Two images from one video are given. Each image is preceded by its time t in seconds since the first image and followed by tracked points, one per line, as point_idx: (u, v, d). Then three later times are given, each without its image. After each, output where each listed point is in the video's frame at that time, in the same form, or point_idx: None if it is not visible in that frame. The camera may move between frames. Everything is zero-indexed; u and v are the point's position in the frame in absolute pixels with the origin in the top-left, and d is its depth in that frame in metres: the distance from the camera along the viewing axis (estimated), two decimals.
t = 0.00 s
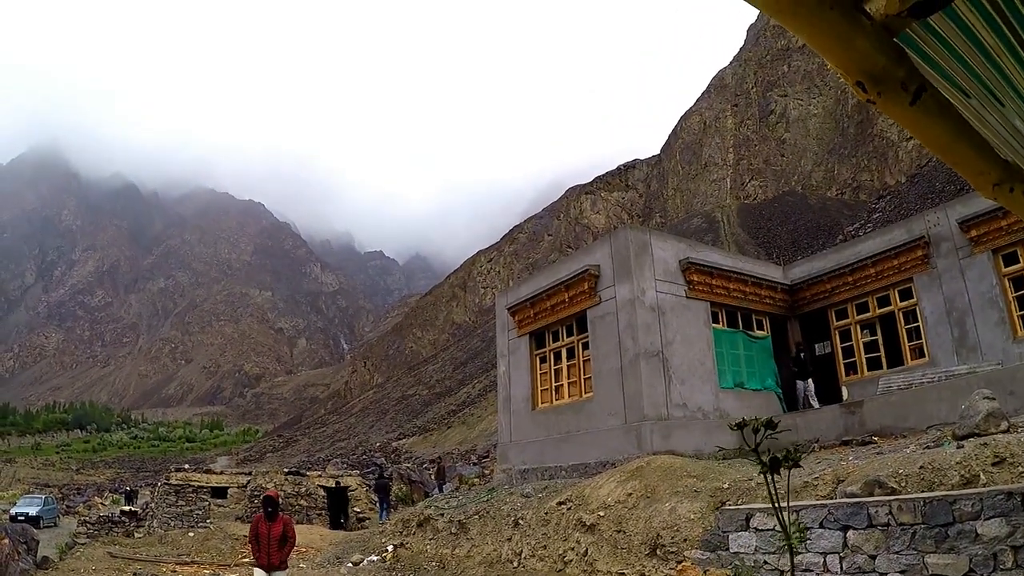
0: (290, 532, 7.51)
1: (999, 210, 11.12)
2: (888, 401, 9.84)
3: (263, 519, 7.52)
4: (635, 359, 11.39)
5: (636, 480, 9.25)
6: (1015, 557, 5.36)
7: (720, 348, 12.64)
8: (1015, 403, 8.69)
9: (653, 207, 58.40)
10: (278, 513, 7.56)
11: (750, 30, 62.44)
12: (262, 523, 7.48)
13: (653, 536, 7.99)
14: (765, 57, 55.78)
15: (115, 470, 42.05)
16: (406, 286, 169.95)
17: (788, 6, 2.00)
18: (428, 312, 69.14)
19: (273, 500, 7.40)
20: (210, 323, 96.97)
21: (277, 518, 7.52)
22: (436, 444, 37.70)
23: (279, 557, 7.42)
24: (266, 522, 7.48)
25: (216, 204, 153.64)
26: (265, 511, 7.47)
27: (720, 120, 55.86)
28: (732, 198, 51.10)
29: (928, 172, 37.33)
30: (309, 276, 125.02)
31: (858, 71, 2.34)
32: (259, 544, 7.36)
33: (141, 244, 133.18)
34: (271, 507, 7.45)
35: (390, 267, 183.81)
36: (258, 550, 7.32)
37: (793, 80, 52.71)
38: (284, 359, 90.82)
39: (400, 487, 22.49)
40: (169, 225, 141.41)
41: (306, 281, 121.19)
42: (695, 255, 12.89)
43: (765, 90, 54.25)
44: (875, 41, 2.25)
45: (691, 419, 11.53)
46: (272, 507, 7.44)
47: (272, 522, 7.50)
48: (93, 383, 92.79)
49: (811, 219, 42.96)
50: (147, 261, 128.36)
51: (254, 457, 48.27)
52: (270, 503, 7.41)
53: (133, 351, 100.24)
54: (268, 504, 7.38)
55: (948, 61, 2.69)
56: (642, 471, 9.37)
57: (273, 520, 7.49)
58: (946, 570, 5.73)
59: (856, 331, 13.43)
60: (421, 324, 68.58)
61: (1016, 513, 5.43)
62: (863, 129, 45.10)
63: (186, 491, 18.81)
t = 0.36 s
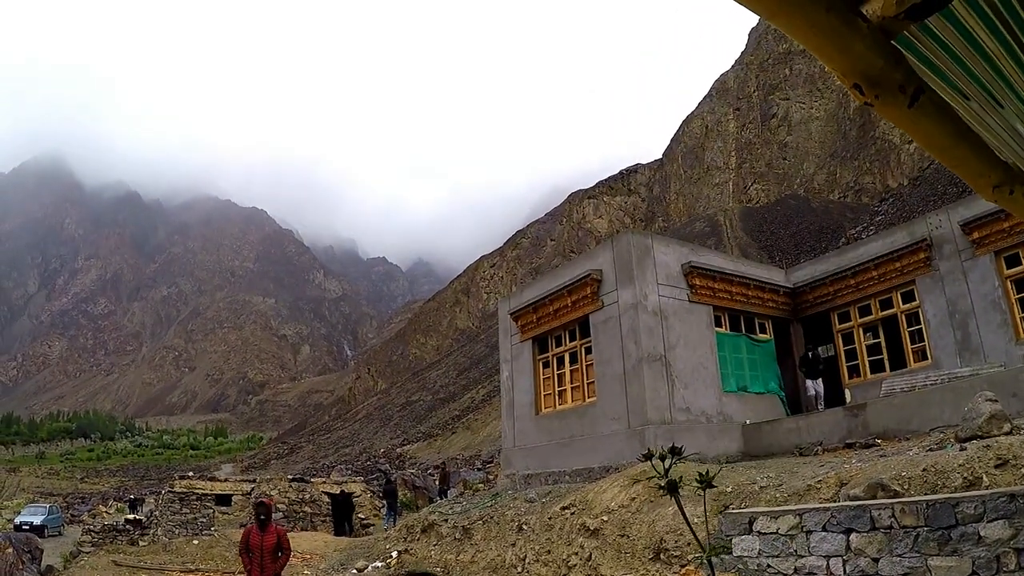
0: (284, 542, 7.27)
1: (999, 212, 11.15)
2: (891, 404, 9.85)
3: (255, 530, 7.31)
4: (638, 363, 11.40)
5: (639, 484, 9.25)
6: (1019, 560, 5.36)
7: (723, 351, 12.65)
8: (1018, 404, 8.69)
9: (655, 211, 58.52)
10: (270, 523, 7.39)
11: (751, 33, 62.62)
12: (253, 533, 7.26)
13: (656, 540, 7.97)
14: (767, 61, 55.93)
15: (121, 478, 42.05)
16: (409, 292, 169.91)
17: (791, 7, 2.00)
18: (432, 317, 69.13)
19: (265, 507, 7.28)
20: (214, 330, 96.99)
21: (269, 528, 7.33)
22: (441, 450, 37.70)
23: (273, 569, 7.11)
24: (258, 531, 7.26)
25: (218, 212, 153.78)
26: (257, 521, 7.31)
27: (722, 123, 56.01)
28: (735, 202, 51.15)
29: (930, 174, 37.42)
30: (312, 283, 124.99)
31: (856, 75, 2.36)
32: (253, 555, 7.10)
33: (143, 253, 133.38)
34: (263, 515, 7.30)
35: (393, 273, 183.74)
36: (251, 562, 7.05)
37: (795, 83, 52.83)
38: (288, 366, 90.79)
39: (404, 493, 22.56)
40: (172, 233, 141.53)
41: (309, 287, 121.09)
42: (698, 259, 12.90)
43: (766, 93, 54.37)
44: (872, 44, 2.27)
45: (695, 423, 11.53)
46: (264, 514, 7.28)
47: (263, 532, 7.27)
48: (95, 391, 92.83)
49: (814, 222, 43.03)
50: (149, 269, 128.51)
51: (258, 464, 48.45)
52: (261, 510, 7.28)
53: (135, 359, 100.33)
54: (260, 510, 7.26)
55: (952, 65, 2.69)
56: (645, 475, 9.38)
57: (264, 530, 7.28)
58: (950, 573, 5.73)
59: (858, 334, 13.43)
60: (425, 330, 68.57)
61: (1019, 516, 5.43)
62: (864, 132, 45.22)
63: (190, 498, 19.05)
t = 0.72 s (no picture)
0: (283, 547, 7.22)
1: (1003, 210, 11.14)
2: (895, 404, 9.83)
3: (251, 536, 7.21)
4: (642, 364, 11.39)
5: (643, 485, 9.25)
6: None
7: (726, 351, 12.64)
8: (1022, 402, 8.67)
9: (657, 212, 58.52)
10: (269, 528, 7.34)
11: (751, 32, 62.52)
12: (249, 539, 7.15)
13: (660, 540, 7.95)
14: (767, 60, 55.89)
15: (126, 482, 42.07)
16: (412, 295, 170.04)
17: (791, 5, 2.01)
18: (435, 319, 69.12)
19: (263, 511, 7.21)
20: (218, 335, 97.18)
21: (266, 532, 7.27)
22: (444, 452, 37.72)
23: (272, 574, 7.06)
24: (255, 537, 7.16)
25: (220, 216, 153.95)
26: (256, 526, 7.23)
27: (723, 123, 56.01)
28: (738, 201, 51.13)
29: (932, 172, 37.42)
30: (315, 286, 125.12)
31: (855, 72, 2.37)
32: (250, 560, 7.02)
33: (147, 258, 133.68)
34: (261, 520, 7.23)
35: (396, 276, 183.80)
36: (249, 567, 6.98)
37: (796, 82, 52.79)
38: (292, 370, 90.92)
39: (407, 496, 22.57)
40: (175, 238, 141.81)
41: (312, 290, 121.12)
42: (701, 259, 12.88)
43: (767, 92, 54.31)
44: (873, 39, 2.26)
45: (698, 423, 11.52)
46: (263, 518, 7.22)
47: (261, 538, 7.19)
48: (99, 396, 93.01)
49: (817, 221, 42.99)
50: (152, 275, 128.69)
51: (263, 467, 48.54)
52: (258, 514, 7.21)
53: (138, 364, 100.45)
54: (258, 514, 7.18)
55: (954, 59, 2.69)
56: (649, 476, 9.39)
57: (263, 535, 7.20)
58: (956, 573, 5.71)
59: (862, 333, 13.40)
60: (428, 332, 68.55)
61: None
62: (867, 131, 45.21)
63: (195, 502, 18.76)
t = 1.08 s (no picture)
0: (288, 555, 6.26)
1: (1010, 208, 11.10)
2: (901, 403, 9.80)
3: (254, 539, 6.35)
4: (648, 363, 11.37)
5: (651, 484, 9.23)
6: None
7: (733, 350, 12.60)
8: None
9: (663, 211, 58.45)
10: (274, 533, 6.44)
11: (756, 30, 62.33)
12: (252, 543, 6.30)
13: (668, 539, 7.94)
14: (773, 58, 55.75)
15: (133, 483, 42.18)
16: (417, 295, 170.19)
17: (798, 1, 2.02)
18: (441, 319, 69.16)
19: (269, 510, 6.36)
20: (224, 336, 97.40)
21: (271, 537, 6.38)
22: (451, 451, 37.76)
23: None
24: (257, 542, 6.29)
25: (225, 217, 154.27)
26: (258, 530, 6.35)
27: (729, 122, 55.97)
28: (743, 200, 50.99)
29: (938, 170, 37.33)
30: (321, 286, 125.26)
31: (863, 67, 2.37)
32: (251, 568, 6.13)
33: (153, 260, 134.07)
34: (266, 521, 6.37)
35: (402, 276, 183.84)
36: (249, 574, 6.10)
37: (801, 81, 52.63)
38: (298, 370, 91.13)
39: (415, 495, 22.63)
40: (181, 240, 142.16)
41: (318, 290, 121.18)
42: (708, 257, 12.86)
43: (773, 90, 54.19)
44: (879, 34, 2.27)
45: (705, 423, 11.50)
46: (267, 521, 6.34)
47: (265, 544, 6.31)
48: (106, 398, 93.32)
49: (823, 220, 42.90)
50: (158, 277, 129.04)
51: (270, 467, 48.67)
52: (263, 514, 6.34)
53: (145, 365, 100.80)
54: (262, 514, 6.34)
55: (961, 54, 2.69)
56: (656, 475, 9.36)
57: (267, 541, 6.31)
58: (963, 572, 5.69)
59: (869, 331, 13.36)
60: (434, 332, 68.59)
61: None
62: (873, 130, 45.12)
63: (202, 502, 18.60)
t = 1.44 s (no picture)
0: (287, 558, 6.01)
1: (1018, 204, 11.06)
2: (908, 398, 9.79)
3: (251, 543, 6.06)
4: (655, 359, 11.36)
5: (656, 479, 9.24)
6: None
7: (739, 346, 12.58)
8: None
9: (669, 206, 58.39)
10: (272, 534, 6.15)
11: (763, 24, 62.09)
12: (249, 547, 6.02)
13: (674, 535, 7.94)
14: (779, 53, 55.55)
15: (140, 479, 42.32)
16: (423, 291, 170.28)
17: None
18: (448, 314, 69.23)
19: (265, 513, 6.06)
20: (231, 331, 97.21)
21: (270, 539, 6.10)
22: (458, 446, 37.85)
23: None
24: (255, 545, 6.01)
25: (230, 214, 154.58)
26: (255, 532, 6.05)
27: (736, 117, 55.90)
28: (750, 195, 50.94)
29: (945, 166, 37.24)
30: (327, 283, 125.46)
31: (875, 59, 2.36)
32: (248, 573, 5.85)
33: (158, 258, 134.48)
34: (263, 524, 6.07)
35: (408, 272, 183.92)
36: None
37: (808, 76, 52.41)
38: (304, 367, 91.38)
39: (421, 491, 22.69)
40: (187, 237, 142.44)
41: (323, 287, 121.34)
42: (714, 253, 12.84)
43: (780, 86, 54.05)
44: (889, 28, 2.26)
45: (711, 419, 11.50)
46: (264, 524, 6.05)
47: (262, 548, 6.03)
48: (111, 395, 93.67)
49: (830, 215, 42.80)
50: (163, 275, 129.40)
51: (276, 463, 48.82)
52: (259, 516, 6.05)
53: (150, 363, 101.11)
54: (259, 517, 6.03)
55: (972, 46, 2.67)
56: (662, 471, 9.36)
57: (265, 545, 6.03)
58: (970, 569, 5.67)
59: (876, 328, 13.33)
60: (440, 327, 68.67)
61: None
62: (879, 125, 45.01)
63: (209, 498, 18.92)
